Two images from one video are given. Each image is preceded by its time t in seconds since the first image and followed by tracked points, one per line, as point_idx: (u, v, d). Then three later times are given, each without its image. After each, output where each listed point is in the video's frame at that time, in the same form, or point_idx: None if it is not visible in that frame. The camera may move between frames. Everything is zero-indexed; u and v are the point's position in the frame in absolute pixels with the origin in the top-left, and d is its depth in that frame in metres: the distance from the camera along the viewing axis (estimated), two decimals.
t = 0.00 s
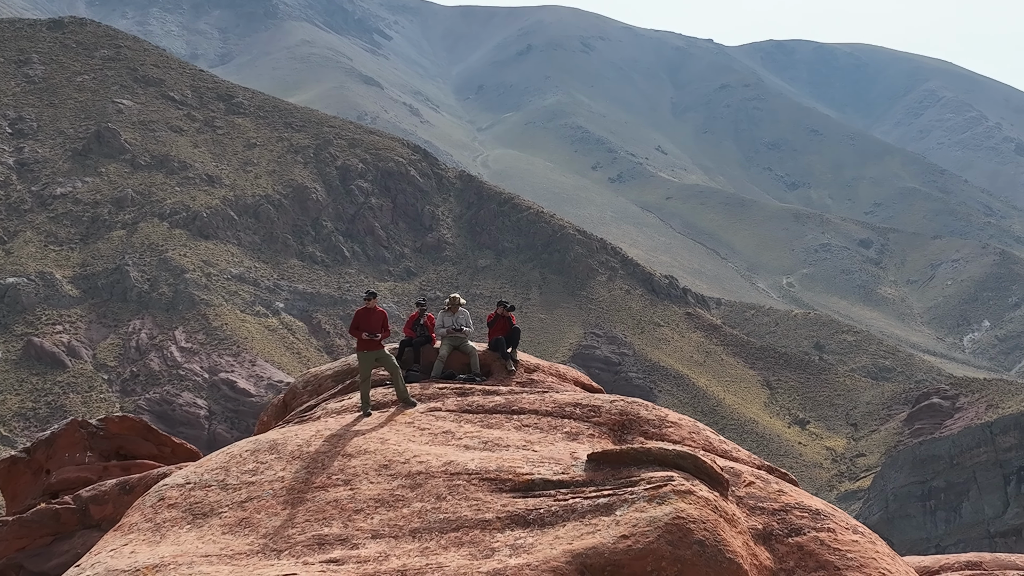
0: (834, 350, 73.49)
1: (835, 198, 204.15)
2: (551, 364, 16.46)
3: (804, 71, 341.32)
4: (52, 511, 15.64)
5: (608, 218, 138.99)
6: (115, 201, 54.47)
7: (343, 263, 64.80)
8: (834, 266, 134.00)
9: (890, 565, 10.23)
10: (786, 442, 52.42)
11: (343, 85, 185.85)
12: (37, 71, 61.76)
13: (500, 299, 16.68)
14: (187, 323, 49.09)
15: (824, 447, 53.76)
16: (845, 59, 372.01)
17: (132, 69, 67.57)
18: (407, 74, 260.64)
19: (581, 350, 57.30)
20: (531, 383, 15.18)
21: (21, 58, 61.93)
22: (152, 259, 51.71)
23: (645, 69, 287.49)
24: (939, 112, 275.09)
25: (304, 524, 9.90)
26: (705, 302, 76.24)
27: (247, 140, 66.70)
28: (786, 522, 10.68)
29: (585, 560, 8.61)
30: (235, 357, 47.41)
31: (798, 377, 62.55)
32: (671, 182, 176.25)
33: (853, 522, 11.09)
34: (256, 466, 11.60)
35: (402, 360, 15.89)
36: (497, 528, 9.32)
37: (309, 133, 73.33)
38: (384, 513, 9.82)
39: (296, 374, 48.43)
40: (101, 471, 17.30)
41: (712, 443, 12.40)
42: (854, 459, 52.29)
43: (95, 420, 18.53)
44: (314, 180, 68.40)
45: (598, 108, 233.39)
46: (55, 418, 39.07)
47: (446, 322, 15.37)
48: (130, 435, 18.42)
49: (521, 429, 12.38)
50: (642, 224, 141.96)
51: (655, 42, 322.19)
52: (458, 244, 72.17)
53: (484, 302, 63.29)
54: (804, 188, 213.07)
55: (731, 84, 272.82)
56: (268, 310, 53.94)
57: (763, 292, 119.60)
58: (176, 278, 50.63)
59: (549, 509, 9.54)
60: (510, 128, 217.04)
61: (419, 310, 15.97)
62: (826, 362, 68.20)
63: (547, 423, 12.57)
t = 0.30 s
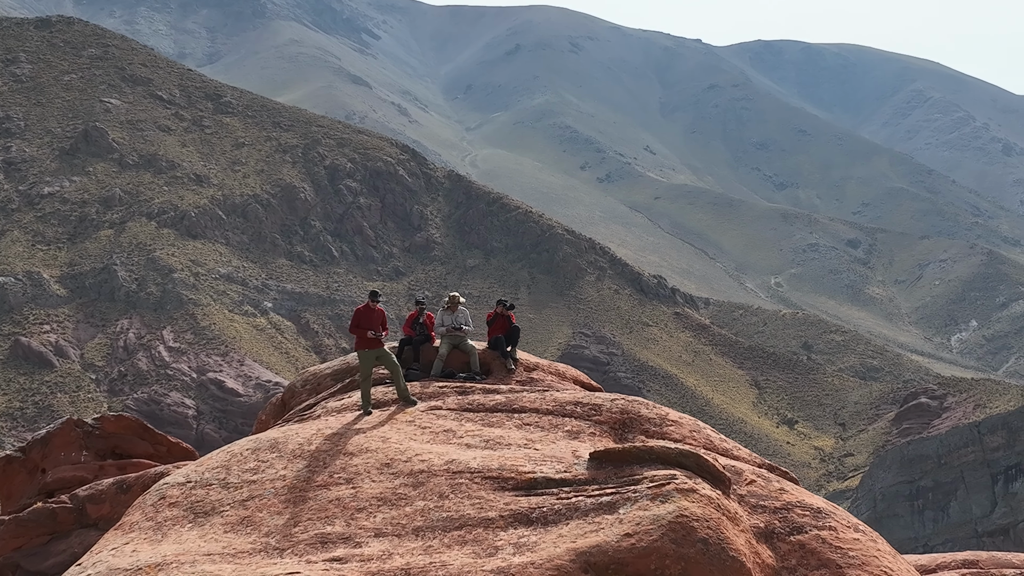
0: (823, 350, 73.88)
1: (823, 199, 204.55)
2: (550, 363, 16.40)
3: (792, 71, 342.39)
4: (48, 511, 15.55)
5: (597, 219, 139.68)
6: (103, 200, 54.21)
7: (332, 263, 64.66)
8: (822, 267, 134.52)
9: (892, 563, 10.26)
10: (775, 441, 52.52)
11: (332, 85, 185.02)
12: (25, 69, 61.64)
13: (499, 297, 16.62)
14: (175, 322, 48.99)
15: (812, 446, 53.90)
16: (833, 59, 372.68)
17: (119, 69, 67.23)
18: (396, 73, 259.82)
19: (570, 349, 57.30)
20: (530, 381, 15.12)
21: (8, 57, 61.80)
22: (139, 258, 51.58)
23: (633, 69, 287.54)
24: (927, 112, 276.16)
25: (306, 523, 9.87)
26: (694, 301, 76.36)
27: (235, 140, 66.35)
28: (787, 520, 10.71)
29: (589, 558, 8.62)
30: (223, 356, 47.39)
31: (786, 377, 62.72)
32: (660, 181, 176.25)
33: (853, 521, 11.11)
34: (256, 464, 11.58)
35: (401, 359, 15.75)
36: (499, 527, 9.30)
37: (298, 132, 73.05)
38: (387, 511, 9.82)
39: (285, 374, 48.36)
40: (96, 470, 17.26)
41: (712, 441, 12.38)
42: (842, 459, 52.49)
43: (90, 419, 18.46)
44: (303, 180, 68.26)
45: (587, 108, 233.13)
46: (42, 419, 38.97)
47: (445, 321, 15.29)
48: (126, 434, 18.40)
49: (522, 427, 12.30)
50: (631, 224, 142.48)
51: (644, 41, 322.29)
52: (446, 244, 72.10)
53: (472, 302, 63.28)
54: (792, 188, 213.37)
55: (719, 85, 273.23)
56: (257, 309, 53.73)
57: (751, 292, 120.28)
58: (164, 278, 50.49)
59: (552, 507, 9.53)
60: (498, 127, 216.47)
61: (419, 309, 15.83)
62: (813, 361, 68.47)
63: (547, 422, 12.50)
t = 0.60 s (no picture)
0: (814, 349, 74.03)
1: (815, 198, 204.65)
2: (553, 360, 16.35)
3: (783, 72, 342.86)
4: (50, 509, 15.53)
5: (589, 218, 139.28)
6: (94, 199, 54.07)
7: (324, 263, 64.39)
8: (813, 267, 134.65)
9: (898, 561, 10.28)
10: (767, 441, 52.61)
11: (324, 84, 184.38)
12: (15, 69, 61.43)
13: (502, 296, 16.58)
14: (167, 322, 48.91)
15: (804, 446, 54.01)
16: (825, 59, 372.77)
17: (110, 69, 67.05)
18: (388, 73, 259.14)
19: (562, 349, 57.30)
20: (534, 379, 15.07)
21: None
22: (131, 258, 51.46)
23: (625, 69, 287.26)
24: (919, 113, 276.71)
25: (314, 521, 9.86)
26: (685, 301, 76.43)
27: (227, 140, 66.18)
28: (794, 518, 10.71)
29: (597, 555, 8.63)
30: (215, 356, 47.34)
31: (779, 376, 62.82)
32: (652, 181, 175.99)
33: (859, 518, 11.09)
34: (263, 461, 11.55)
35: (405, 357, 15.73)
36: (507, 523, 9.31)
37: (290, 132, 72.85)
38: (394, 509, 9.80)
39: (277, 374, 48.25)
40: (96, 469, 17.25)
41: (717, 439, 12.39)
42: (834, 458, 52.62)
43: (91, 417, 18.44)
44: (295, 179, 68.14)
45: (578, 108, 232.74)
46: (33, 419, 38.91)
47: (449, 319, 15.32)
48: (125, 433, 18.38)
49: (527, 425, 12.28)
50: (622, 224, 142.08)
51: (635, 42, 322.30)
52: (438, 243, 72.02)
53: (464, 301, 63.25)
54: (783, 188, 213.50)
55: (711, 85, 272.86)
56: (249, 309, 53.51)
57: (743, 292, 120.04)
58: (155, 277, 50.37)
59: (561, 505, 9.51)
60: (489, 127, 215.92)
61: (422, 307, 15.79)
62: (805, 361, 68.61)
63: (552, 419, 12.49)
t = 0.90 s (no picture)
0: (808, 349, 74.09)
1: (809, 198, 204.52)
2: (557, 358, 16.31)
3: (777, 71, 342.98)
4: (53, 508, 15.51)
5: (583, 218, 138.76)
6: (87, 199, 53.98)
7: (318, 262, 64.15)
8: (808, 266, 134.63)
9: (906, 558, 10.30)
10: (761, 441, 52.67)
11: (317, 83, 183.73)
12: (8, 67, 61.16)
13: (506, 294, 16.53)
14: (161, 322, 48.90)
15: (798, 446, 54.04)
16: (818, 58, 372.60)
17: (105, 67, 66.87)
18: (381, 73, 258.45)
19: (557, 348, 57.28)
20: (539, 377, 15.03)
21: None
22: (125, 258, 51.43)
23: (619, 68, 286.94)
24: (912, 112, 276.83)
25: (322, 519, 9.85)
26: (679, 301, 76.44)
27: (221, 139, 65.96)
28: (801, 515, 10.71)
29: (607, 553, 8.64)
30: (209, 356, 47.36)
31: (773, 376, 62.86)
32: (646, 181, 175.63)
33: (866, 517, 11.08)
34: (269, 460, 11.55)
35: (409, 355, 15.70)
36: (516, 521, 9.30)
37: (283, 131, 72.63)
38: (403, 506, 9.79)
39: (271, 373, 48.18)
40: (99, 468, 17.25)
41: (724, 437, 12.37)
42: (828, 459, 52.73)
43: (91, 416, 18.36)
44: (289, 179, 68.04)
45: (572, 107, 232.17)
46: (26, 419, 38.85)
47: (454, 317, 15.30)
48: (127, 431, 18.37)
49: (534, 423, 12.26)
50: (616, 224, 141.57)
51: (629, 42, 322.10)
52: (432, 243, 71.93)
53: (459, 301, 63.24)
54: (777, 188, 213.34)
55: (704, 84, 272.48)
56: (243, 309, 53.38)
57: (737, 292, 119.70)
58: (149, 277, 50.27)
59: (570, 502, 9.51)
60: (483, 127, 215.34)
61: (427, 305, 15.73)
62: (799, 361, 68.70)
63: (559, 417, 12.46)
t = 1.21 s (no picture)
0: (803, 349, 74.15)
1: (803, 199, 204.50)
2: (563, 358, 16.30)
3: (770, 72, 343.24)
4: (56, 507, 15.49)
5: (578, 218, 138.20)
6: (81, 199, 53.81)
7: (313, 262, 64.01)
8: (802, 266, 134.58)
9: (914, 557, 10.28)
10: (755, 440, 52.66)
11: (311, 83, 183.10)
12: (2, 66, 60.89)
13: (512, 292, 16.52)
14: (155, 322, 48.84)
15: (793, 445, 54.01)
16: (812, 58, 372.48)
17: (98, 67, 66.66)
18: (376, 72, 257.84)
19: (552, 347, 57.25)
20: (546, 376, 15.02)
21: None
22: (119, 257, 51.31)
23: (613, 68, 287.10)
24: (906, 112, 277.14)
25: (331, 517, 9.84)
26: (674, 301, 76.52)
27: (215, 138, 65.84)
28: (809, 514, 10.71)
29: (618, 551, 8.63)
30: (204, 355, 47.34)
31: (767, 376, 62.93)
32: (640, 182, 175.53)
33: (875, 516, 11.05)
34: (277, 458, 11.56)
35: (416, 354, 15.68)
36: (527, 519, 9.29)
37: (278, 131, 72.51)
38: (411, 505, 9.80)
39: (265, 372, 48.18)
40: (101, 467, 17.30)
41: (731, 436, 12.34)
42: (823, 458, 52.74)
43: (94, 414, 18.36)
44: (283, 178, 68.02)
45: (566, 107, 231.90)
46: (20, 418, 38.78)
47: (460, 316, 15.28)
48: (129, 430, 18.35)
49: (543, 421, 12.26)
50: (611, 224, 140.96)
51: (624, 43, 322.23)
52: (427, 242, 71.91)
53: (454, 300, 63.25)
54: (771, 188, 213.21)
55: (699, 84, 272.31)
56: (237, 309, 53.31)
57: (731, 292, 119.21)
58: (144, 277, 50.19)
59: (579, 501, 9.50)
60: (478, 127, 214.87)
61: (433, 304, 15.73)
62: (793, 361, 68.78)
63: (567, 416, 12.44)
